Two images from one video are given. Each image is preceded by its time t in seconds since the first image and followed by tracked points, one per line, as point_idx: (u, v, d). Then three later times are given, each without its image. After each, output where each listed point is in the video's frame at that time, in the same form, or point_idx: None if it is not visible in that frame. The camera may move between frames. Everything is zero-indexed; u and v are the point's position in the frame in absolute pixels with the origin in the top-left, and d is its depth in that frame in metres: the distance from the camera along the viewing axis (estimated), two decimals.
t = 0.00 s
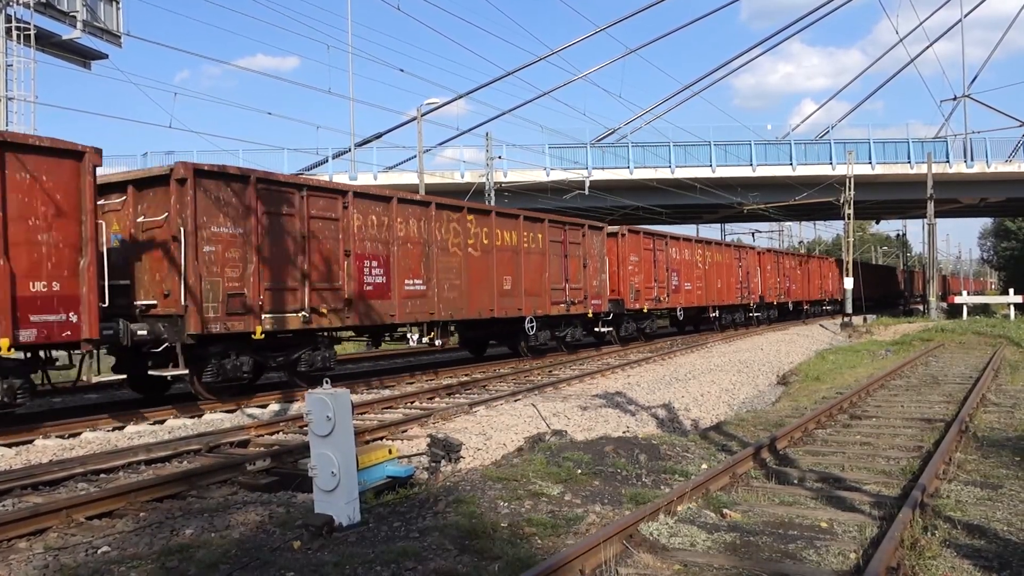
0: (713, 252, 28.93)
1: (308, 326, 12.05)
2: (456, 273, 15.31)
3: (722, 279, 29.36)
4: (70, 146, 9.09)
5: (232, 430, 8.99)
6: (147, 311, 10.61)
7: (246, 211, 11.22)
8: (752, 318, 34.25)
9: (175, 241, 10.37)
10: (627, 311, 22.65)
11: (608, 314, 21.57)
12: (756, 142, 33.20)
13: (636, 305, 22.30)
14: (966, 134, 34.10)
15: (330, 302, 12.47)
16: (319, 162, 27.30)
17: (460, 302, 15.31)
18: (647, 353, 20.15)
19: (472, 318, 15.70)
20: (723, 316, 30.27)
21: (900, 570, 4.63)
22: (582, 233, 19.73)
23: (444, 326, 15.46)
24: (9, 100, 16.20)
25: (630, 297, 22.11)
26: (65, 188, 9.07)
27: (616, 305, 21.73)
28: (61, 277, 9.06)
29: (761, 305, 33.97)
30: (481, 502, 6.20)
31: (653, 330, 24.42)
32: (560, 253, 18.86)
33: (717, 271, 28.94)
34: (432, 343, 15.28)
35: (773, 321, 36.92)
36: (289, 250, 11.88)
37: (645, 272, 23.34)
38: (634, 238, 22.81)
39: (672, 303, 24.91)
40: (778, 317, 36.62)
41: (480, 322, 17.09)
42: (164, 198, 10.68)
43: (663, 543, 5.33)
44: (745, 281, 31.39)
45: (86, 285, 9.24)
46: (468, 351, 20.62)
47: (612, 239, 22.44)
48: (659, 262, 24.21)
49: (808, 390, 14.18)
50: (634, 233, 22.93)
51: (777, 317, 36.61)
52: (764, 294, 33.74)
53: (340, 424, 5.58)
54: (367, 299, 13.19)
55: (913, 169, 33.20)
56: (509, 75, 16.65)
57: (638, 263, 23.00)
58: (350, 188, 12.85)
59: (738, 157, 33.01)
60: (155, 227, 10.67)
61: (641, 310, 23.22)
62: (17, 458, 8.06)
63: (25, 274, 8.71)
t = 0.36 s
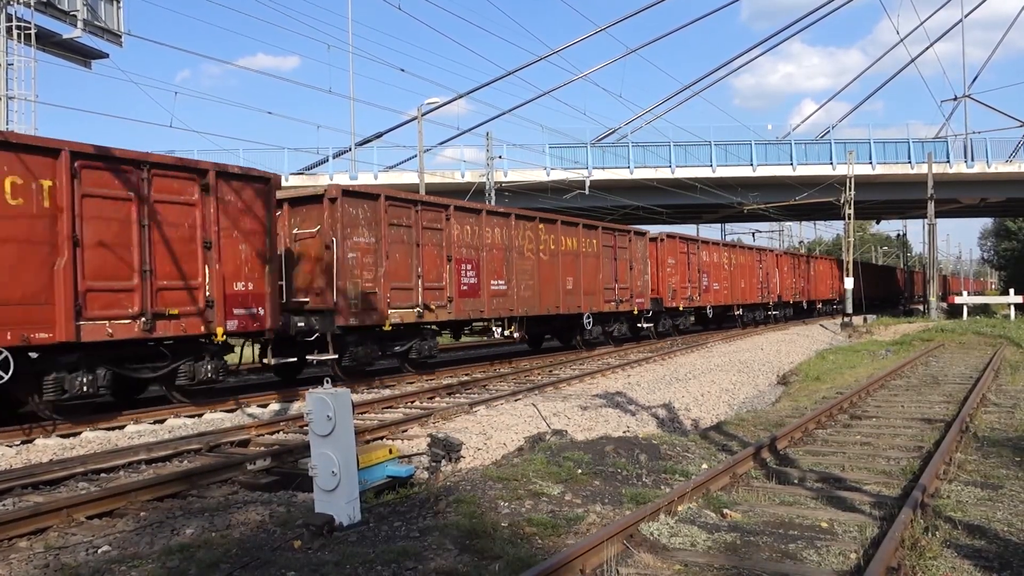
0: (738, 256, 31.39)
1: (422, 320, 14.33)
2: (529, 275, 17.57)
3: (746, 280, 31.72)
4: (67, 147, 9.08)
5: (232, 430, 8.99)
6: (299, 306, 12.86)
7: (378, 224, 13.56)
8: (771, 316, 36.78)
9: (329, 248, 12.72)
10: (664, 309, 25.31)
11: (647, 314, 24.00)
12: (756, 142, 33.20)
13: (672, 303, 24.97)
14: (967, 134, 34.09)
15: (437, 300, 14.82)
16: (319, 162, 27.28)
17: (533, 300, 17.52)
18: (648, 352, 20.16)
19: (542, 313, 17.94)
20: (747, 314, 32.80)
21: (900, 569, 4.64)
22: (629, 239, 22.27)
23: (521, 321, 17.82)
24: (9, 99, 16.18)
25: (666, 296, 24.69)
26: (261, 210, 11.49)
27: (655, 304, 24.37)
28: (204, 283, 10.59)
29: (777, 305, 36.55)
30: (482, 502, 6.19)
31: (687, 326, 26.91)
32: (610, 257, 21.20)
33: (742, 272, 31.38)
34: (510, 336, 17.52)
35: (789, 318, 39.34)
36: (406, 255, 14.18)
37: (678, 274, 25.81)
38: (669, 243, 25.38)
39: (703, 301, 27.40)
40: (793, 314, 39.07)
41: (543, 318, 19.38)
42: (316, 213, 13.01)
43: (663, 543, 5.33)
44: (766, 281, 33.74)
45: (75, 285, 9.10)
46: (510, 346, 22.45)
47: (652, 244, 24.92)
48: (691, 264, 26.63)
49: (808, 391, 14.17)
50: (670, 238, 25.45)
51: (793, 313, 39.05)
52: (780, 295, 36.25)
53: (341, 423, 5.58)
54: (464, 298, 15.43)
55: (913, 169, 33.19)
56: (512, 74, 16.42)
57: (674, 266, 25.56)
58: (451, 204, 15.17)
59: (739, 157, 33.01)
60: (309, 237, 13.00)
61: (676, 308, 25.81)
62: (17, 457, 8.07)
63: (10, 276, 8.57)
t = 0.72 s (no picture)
0: (760, 258, 33.56)
1: (505, 315, 16.43)
2: (587, 276, 19.87)
3: (767, 279, 33.98)
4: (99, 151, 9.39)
5: (232, 429, 8.99)
6: (408, 302, 14.96)
7: (472, 232, 15.63)
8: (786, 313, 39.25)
9: (434, 253, 14.87)
10: (697, 306, 27.49)
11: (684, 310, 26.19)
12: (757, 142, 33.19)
13: (705, 301, 27.20)
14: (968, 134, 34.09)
15: (516, 297, 16.90)
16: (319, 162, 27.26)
17: (592, 298, 19.87)
18: (648, 352, 20.17)
19: (597, 310, 20.28)
20: (765, 312, 35.22)
21: (900, 569, 4.63)
22: (667, 242, 24.51)
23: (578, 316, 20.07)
24: (9, 97, 16.19)
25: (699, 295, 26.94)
26: (389, 221, 13.77)
27: (690, 302, 26.57)
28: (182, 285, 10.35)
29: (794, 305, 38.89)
30: (482, 501, 6.20)
31: (714, 323, 29.19)
32: (652, 259, 23.59)
33: (763, 273, 33.62)
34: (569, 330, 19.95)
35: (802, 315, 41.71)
36: (492, 258, 16.29)
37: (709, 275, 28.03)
38: (703, 248, 27.44)
39: (731, 300, 29.63)
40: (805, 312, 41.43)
41: (596, 315, 21.72)
42: (424, 223, 15.20)
43: (664, 542, 5.34)
44: (784, 281, 36.06)
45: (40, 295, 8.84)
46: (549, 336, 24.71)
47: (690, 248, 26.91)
48: (720, 265, 28.76)
49: (809, 390, 14.16)
50: (703, 243, 27.53)
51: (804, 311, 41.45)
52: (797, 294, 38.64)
53: (341, 423, 5.58)
54: (538, 296, 17.66)
55: (914, 169, 33.15)
56: (511, 75, 15.30)
57: (707, 267, 27.66)
58: (526, 214, 17.38)
59: (740, 156, 33.03)
60: (417, 244, 15.22)
61: (706, 306, 28.08)
62: (18, 456, 8.07)
63: None
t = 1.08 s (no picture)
0: (778, 259, 35.71)
1: (568, 311, 18.74)
2: (632, 276, 22.35)
3: (784, 279, 36.24)
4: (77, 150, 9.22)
5: (233, 429, 9.00)
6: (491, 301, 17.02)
7: (542, 238, 17.98)
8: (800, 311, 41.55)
9: (514, 257, 17.16)
10: (723, 304, 29.70)
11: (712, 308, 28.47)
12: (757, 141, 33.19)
13: (731, 299, 29.45)
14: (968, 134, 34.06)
15: (576, 294, 19.24)
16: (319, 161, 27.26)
17: (636, 295, 22.28)
18: (649, 351, 20.19)
19: (642, 307, 22.85)
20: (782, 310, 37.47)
21: (901, 569, 4.62)
22: (696, 245, 26.77)
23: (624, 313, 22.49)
24: (10, 97, 16.19)
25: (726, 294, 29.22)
26: (478, 231, 16.03)
27: (718, 300, 28.83)
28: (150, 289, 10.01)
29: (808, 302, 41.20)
30: (483, 500, 6.21)
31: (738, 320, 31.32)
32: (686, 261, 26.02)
33: (782, 274, 35.82)
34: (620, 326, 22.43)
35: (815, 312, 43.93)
36: (558, 262, 18.65)
37: (734, 275, 30.17)
38: (727, 251, 29.68)
39: (753, 298, 31.75)
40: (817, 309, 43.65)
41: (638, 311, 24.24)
42: (502, 231, 17.54)
43: (664, 541, 5.34)
44: (799, 281, 38.31)
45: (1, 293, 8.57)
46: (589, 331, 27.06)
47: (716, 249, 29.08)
48: (744, 266, 30.88)
49: (810, 389, 14.16)
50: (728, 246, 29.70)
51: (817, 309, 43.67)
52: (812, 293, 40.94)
53: (342, 422, 5.58)
54: (593, 294, 20.08)
55: (915, 168, 33.10)
56: (512, 74, 14.92)
57: (731, 268, 29.86)
58: (585, 222, 19.78)
59: (740, 155, 33.04)
60: (498, 249, 17.46)
61: (731, 304, 30.29)
62: (19, 455, 8.08)
63: None
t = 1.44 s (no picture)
0: (793, 260, 37.17)
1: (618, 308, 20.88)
2: (670, 277, 24.42)
3: (798, 279, 37.73)
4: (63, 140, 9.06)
5: (234, 427, 9.01)
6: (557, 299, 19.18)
7: (598, 243, 20.15)
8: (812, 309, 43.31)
9: (575, 259, 19.32)
10: (746, 302, 31.15)
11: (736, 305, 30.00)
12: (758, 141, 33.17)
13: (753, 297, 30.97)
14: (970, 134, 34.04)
15: (625, 293, 21.43)
16: (320, 160, 27.29)
17: (674, 293, 24.54)
18: (650, 350, 20.21)
19: (678, 304, 25.05)
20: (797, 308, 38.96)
21: (902, 569, 4.62)
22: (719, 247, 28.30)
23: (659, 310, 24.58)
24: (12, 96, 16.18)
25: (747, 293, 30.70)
26: (548, 237, 18.22)
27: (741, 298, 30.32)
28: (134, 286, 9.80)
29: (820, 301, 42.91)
30: (484, 499, 6.22)
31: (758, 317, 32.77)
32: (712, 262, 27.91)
33: (797, 274, 37.32)
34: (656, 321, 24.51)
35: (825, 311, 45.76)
36: (610, 264, 20.78)
37: (755, 275, 31.66)
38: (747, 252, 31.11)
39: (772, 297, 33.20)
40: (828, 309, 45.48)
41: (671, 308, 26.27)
42: (564, 236, 19.62)
43: (665, 541, 5.33)
44: (813, 281, 39.87)
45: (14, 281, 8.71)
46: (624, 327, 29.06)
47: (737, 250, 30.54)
48: (764, 266, 32.27)
49: (810, 389, 14.16)
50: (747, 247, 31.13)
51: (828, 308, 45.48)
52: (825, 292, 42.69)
53: (343, 421, 5.59)
54: (638, 293, 22.30)
55: (916, 167, 33.06)
56: (514, 72, 15.13)
57: (751, 268, 31.31)
58: (632, 228, 21.99)
59: (741, 155, 33.05)
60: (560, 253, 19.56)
61: (754, 302, 31.70)
62: (20, 454, 8.08)
63: None
